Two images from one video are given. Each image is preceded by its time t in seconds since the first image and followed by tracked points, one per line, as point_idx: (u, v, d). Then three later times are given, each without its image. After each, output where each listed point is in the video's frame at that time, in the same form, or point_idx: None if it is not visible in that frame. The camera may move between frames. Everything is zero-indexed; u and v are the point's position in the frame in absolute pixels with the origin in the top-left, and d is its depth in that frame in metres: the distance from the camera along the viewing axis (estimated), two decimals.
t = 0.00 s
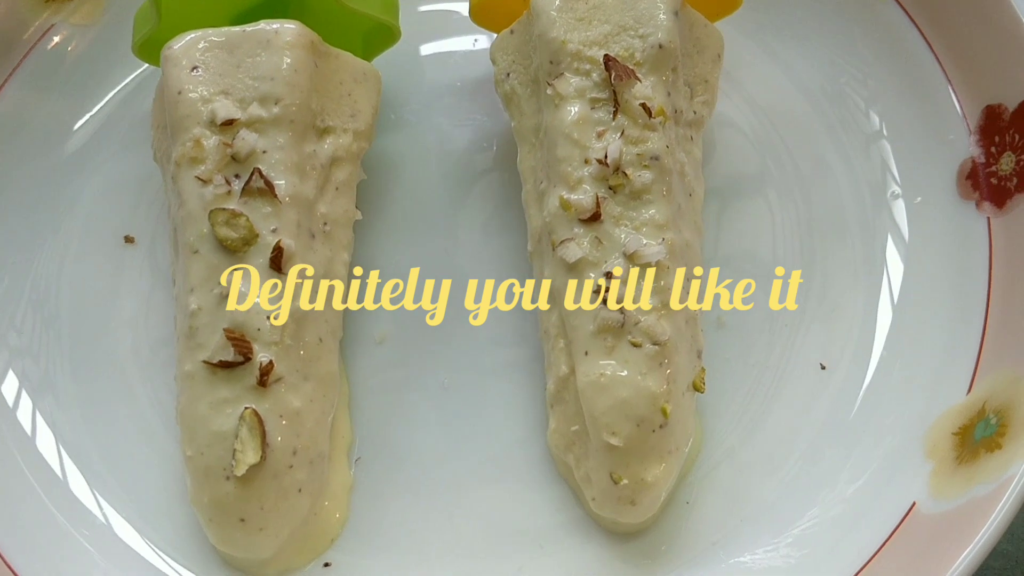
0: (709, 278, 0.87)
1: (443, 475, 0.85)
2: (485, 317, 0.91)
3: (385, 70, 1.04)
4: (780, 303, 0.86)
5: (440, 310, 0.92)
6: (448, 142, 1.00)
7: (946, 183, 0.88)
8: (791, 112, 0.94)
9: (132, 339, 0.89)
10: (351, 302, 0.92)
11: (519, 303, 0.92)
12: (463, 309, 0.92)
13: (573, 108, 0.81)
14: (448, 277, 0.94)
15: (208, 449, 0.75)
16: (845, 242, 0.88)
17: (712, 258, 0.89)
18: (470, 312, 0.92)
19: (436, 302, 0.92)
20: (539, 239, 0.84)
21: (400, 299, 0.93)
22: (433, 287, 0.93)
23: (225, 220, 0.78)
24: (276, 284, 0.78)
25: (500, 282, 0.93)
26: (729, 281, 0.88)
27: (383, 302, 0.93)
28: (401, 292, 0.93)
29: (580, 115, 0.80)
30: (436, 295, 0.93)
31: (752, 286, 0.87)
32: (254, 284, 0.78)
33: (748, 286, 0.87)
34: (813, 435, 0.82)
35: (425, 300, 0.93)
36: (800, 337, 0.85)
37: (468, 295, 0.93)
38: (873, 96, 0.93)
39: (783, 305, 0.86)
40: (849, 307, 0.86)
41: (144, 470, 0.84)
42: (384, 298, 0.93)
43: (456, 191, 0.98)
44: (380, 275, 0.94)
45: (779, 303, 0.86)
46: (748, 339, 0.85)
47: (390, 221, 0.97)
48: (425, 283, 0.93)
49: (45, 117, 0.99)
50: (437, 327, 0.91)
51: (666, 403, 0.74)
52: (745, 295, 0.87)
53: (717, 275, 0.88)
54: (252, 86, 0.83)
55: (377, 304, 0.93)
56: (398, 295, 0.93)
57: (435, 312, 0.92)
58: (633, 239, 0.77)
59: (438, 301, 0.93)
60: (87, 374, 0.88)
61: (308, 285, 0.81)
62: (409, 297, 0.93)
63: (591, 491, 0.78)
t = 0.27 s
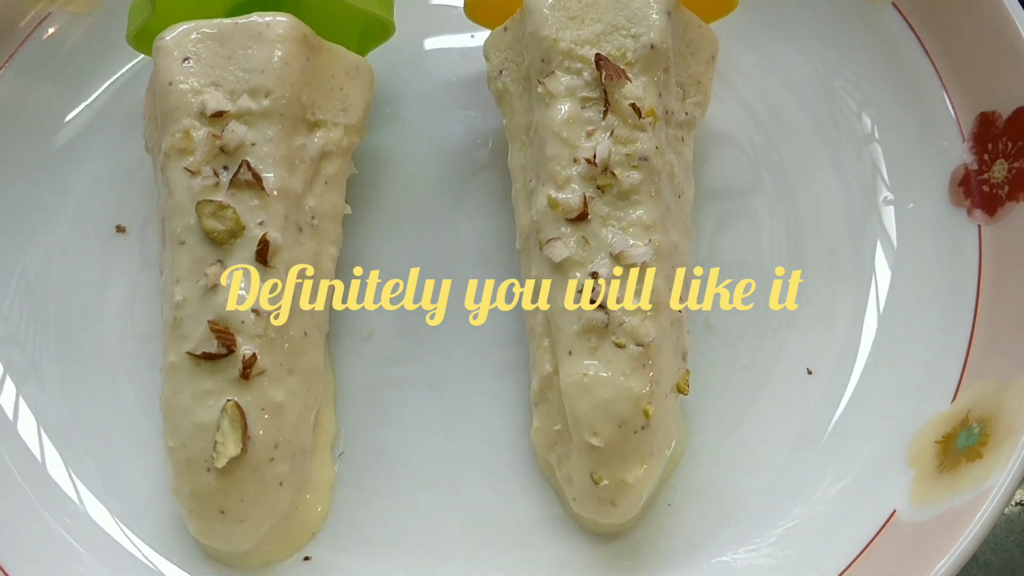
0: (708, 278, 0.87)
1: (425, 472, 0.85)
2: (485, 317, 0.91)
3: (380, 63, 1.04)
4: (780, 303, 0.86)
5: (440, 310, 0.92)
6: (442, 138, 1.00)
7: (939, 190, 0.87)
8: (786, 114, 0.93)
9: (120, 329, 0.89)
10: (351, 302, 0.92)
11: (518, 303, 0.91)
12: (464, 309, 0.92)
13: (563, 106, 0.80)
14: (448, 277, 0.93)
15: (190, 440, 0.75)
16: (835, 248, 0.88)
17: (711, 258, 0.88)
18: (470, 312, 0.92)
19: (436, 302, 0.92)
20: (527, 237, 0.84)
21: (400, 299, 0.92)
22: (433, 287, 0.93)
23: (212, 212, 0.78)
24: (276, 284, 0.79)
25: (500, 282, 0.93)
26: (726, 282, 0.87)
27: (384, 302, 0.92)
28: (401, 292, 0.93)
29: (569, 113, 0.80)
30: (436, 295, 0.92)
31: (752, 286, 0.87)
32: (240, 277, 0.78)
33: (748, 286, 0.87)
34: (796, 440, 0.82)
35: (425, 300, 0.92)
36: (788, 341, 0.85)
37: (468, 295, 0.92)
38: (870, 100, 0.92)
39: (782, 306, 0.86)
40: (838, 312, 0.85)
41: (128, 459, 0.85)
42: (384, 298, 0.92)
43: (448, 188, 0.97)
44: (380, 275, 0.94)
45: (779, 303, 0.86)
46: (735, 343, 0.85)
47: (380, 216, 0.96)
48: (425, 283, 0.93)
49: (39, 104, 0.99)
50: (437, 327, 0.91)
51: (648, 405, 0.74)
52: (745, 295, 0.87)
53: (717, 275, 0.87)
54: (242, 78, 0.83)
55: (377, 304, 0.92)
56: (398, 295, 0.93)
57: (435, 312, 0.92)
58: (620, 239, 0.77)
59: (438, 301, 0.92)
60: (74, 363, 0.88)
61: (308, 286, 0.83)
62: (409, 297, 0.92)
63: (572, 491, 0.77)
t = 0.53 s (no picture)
0: (709, 278, 0.87)
1: (413, 472, 0.85)
2: (485, 317, 0.91)
3: (379, 60, 1.03)
4: (780, 303, 0.86)
5: (440, 310, 0.91)
6: (439, 137, 1.00)
7: (937, 200, 0.87)
8: (786, 121, 0.93)
9: (114, 322, 0.90)
10: (351, 302, 0.92)
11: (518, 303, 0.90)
12: (464, 309, 0.91)
13: (559, 108, 0.80)
14: (448, 277, 0.93)
15: (177, 435, 0.75)
16: (830, 256, 0.87)
17: (711, 258, 0.88)
18: (470, 312, 0.91)
19: (436, 302, 0.92)
20: (520, 239, 0.84)
21: (400, 299, 0.92)
22: (433, 287, 0.93)
23: (204, 207, 0.78)
24: (275, 284, 0.80)
25: (499, 282, 0.93)
26: (725, 283, 0.87)
27: (384, 302, 0.92)
28: (401, 292, 0.93)
29: (565, 115, 0.80)
30: (436, 295, 0.92)
31: (752, 286, 0.86)
32: (231, 273, 0.78)
33: (748, 286, 0.87)
34: (786, 449, 0.82)
35: (425, 300, 0.92)
36: (780, 349, 0.84)
37: (468, 294, 0.92)
38: (870, 108, 0.92)
39: (783, 306, 0.86)
40: (831, 320, 0.85)
41: (116, 452, 0.85)
42: (384, 298, 0.92)
43: (444, 187, 0.97)
44: (380, 275, 0.93)
45: (779, 303, 0.86)
46: (728, 350, 0.84)
47: (376, 215, 0.96)
48: (425, 283, 0.93)
49: (39, 94, 0.99)
50: (437, 327, 0.91)
51: (636, 410, 0.74)
52: (745, 295, 0.86)
53: (717, 275, 0.87)
54: (238, 74, 0.83)
55: (377, 304, 0.92)
56: (398, 295, 0.92)
57: (435, 312, 0.91)
58: (612, 244, 0.77)
59: (438, 301, 0.92)
60: (66, 355, 0.88)
61: (308, 286, 0.84)
62: (409, 297, 0.92)
63: (559, 495, 0.77)
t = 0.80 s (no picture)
0: (708, 278, 0.87)
1: (399, 469, 0.86)
2: (485, 317, 0.91)
3: (377, 59, 1.04)
4: (780, 303, 0.86)
5: (440, 310, 0.92)
6: (434, 137, 1.00)
7: (927, 210, 0.87)
8: (779, 127, 0.93)
9: (107, 314, 0.90)
10: (351, 302, 0.93)
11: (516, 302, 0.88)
12: (464, 309, 0.92)
13: (550, 111, 0.80)
14: (448, 277, 0.94)
15: (164, 428, 0.76)
16: (819, 263, 0.88)
17: (711, 258, 0.88)
18: (470, 312, 0.92)
19: (436, 302, 0.92)
20: (510, 240, 0.84)
21: (400, 299, 0.93)
22: (433, 287, 0.93)
23: (196, 202, 0.79)
24: (275, 284, 0.81)
25: (499, 282, 0.93)
26: (725, 283, 0.87)
27: (383, 302, 0.93)
28: (401, 292, 0.93)
29: (556, 118, 0.80)
30: (436, 295, 0.93)
31: (752, 286, 0.87)
32: (221, 268, 0.78)
33: (748, 286, 0.87)
34: (770, 454, 0.82)
35: (425, 300, 0.92)
36: (767, 355, 0.85)
37: (468, 295, 0.92)
38: (864, 116, 0.92)
39: (783, 305, 0.86)
40: (819, 326, 0.85)
41: (106, 443, 0.86)
42: (384, 298, 0.93)
43: (438, 187, 0.98)
44: (380, 275, 0.94)
45: (779, 303, 0.86)
46: (715, 355, 0.85)
47: (369, 213, 0.97)
48: (425, 283, 0.93)
49: (40, 85, 0.99)
50: (437, 327, 0.91)
51: (620, 413, 0.74)
52: (745, 295, 0.87)
53: (717, 275, 0.87)
54: (233, 70, 0.84)
55: (377, 304, 0.92)
56: (398, 295, 0.93)
57: (435, 312, 0.92)
58: (600, 246, 0.77)
59: (438, 301, 0.92)
60: (59, 345, 0.89)
61: (308, 286, 0.86)
62: (409, 297, 0.93)
63: (541, 495, 0.78)
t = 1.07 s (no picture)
0: (708, 278, 0.88)
1: (395, 470, 0.86)
2: (485, 317, 0.92)
3: (383, 60, 1.04)
4: (780, 302, 0.87)
5: (440, 310, 0.92)
6: (438, 139, 1.01)
7: (927, 223, 0.87)
8: (781, 138, 0.93)
9: (110, 309, 0.91)
10: (351, 302, 0.93)
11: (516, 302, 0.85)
12: (464, 309, 0.92)
13: (552, 117, 0.81)
14: (448, 277, 0.94)
15: (162, 424, 0.77)
16: (817, 275, 0.88)
17: (711, 258, 0.89)
18: (470, 312, 0.92)
19: (436, 302, 0.93)
20: (509, 244, 0.85)
21: (400, 299, 0.93)
22: (433, 287, 0.94)
23: (198, 201, 0.80)
24: (275, 284, 0.82)
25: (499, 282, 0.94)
26: (725, 283, 0.88)
27: (384, 302, 0.93)
28: (401, 292, 0.94)
29: (558, 124, 0.80)
30: (436, 295, 0.93)
31: (752, 286, 0.87)
32: (222, 267, 0.79)
33: (748, 286, 0.87)
34: (763, 464, 0.82)
35: (425, 300, 0.93)
36: (763, 365, 0.85)
37: (468, 295, 0.93)
38: (866, 128, 0.92)
39: (783, 306, 0.87)
40: (815, 337, 0.86)
41: (106, 437, 0.86)
42: (384, 298, 0.93)
43: (439, 189, 0.98)
44: (380, 275, 0.94)
45: (779, 303, 0.87)
46: (711, 363, 0.85)
47: (371, 213, 0.97)
48: (425, 283, 0.94)
49: (48, 79, 1.00)
50: (437, 327, 0.92)
51: (614, 419, 0.75)
52: (745, 295, 0.87)
53: (717, 275, 0.88)
54: (238, 70, 0.84)
55: (377, 304, 0.93)
56: (398, 295, 0.94)
57: (435, 312, 0.92)
58: (598, 253, 0.77)
59: (438, 301, 0.93)
60: (61, 338, 0.90)
61: (308, 286, 0.87)
62: (409, 297, 0.93)
63: (534, 500, 0.78)
